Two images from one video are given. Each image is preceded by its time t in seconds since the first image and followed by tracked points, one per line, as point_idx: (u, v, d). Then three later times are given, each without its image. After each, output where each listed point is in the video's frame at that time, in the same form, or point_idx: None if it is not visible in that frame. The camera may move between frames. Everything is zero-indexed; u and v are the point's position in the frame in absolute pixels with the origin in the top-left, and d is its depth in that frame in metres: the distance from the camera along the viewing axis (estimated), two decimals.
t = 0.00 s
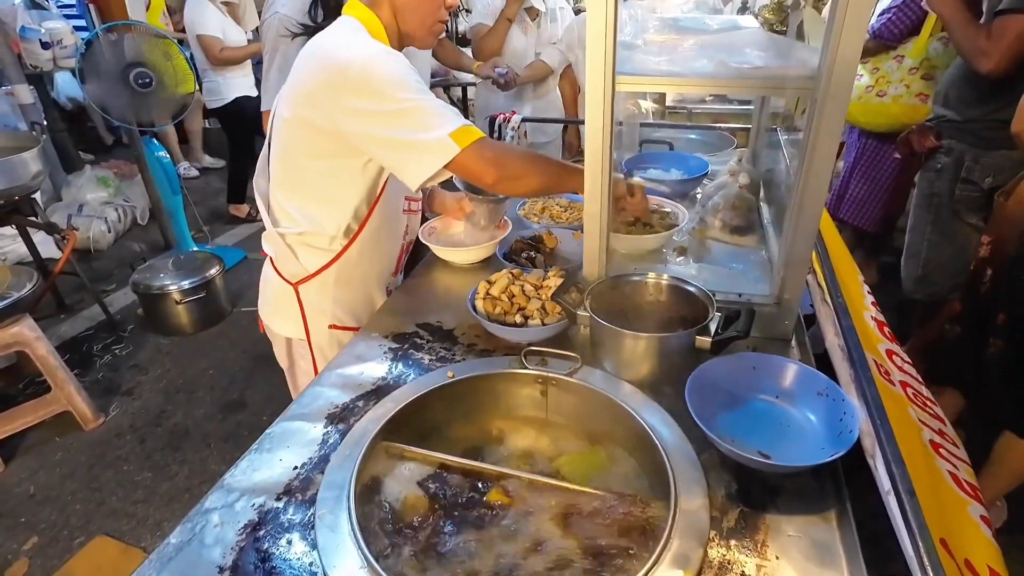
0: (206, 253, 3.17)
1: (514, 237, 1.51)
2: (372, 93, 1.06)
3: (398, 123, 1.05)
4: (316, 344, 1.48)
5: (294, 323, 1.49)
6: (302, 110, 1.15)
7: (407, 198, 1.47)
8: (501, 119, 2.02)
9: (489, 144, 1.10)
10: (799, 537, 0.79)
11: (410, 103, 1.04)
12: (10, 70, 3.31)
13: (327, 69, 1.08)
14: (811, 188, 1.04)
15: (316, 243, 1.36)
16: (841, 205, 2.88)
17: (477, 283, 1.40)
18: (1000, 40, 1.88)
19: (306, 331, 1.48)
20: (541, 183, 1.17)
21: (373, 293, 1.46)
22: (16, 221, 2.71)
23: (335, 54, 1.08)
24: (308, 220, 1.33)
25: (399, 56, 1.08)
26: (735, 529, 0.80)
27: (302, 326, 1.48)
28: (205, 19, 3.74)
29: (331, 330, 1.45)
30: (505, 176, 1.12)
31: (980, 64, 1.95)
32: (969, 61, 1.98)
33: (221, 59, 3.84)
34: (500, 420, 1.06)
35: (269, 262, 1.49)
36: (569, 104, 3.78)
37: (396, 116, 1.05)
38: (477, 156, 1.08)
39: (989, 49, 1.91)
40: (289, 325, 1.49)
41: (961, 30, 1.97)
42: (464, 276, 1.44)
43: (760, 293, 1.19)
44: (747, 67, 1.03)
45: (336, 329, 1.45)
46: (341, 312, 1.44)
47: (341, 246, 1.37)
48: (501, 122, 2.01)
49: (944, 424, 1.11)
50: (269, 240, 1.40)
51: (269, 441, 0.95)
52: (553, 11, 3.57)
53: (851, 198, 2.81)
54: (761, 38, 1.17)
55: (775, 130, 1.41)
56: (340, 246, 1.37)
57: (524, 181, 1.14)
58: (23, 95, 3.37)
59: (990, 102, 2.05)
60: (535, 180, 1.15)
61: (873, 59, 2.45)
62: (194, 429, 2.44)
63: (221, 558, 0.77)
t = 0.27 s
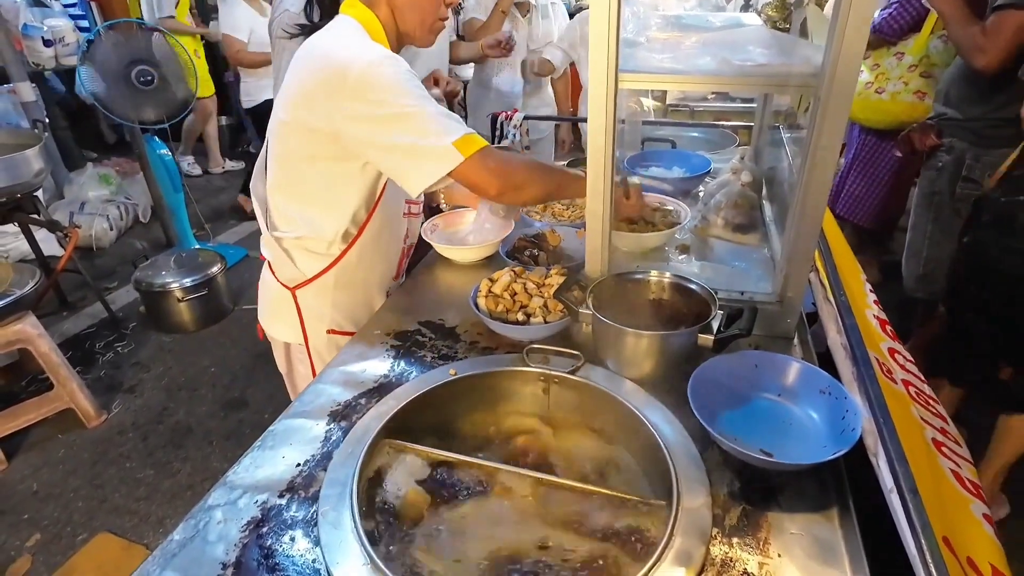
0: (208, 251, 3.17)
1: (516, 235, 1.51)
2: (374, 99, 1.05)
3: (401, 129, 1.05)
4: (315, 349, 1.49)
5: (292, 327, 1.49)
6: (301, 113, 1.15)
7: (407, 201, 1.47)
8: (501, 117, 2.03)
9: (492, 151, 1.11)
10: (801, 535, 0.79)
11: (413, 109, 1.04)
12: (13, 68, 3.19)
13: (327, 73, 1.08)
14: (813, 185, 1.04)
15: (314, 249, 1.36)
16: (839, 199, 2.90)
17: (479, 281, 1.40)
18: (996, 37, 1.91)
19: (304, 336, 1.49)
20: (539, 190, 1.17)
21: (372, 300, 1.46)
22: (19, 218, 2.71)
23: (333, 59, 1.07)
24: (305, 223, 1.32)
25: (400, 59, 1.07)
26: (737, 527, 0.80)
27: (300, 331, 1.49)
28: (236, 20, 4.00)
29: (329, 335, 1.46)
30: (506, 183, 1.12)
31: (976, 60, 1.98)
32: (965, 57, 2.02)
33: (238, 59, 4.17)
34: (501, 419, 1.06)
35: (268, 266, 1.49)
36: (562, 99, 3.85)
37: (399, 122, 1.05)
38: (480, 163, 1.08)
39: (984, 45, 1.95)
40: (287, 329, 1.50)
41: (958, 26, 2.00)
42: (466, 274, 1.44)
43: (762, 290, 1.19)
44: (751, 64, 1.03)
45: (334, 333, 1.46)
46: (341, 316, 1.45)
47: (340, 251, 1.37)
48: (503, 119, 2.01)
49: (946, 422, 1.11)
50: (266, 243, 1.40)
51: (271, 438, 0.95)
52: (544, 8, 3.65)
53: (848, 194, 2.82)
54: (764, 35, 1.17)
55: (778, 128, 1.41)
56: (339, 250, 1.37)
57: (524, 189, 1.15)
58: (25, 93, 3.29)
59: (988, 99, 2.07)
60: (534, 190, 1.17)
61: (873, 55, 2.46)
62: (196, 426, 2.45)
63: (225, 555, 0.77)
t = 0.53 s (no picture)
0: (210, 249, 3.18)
1: (518, 232, 1.51)
2: (368, 101, 1.05)
3: (396, 131, 1.05)
4: (314, 348, 1.50)
5: (293, 325, 1.50)
6: (297, 115, 1.15)
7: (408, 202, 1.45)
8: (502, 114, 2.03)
9: (490, 151, 1.09)
10: (803, 533, 0.79)
11: (407, 111, 1.04)
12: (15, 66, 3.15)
13: (323, 75, 1.08)
14: (816, 184, 1.04)
15: (314, 246, 1.36)
16: (839, 195, 2.88)
17: (481, 279, 1.40)
18: (989, 33, 1.89)
19: (303, 334, 1.49)
20: (542, 185, 1.16)
21: (373, 299, 1.46)
22: (21, 216, 2.71)
23: (328, 61, 1.07)
24: (304, 223, 1.32)
25: (395, 62, 1.07)
26: (739, 525, 0.80)
27: (300, 329, 1.49)
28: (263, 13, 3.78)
29: (329, 334, 1.46)
30: (505, 181, 1.11)
31: (970, 56, 1.97)
32: (961, 53, 2.01)
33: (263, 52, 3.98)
34: (502, 417, 1.06)
35: (270, 264, 1.50)
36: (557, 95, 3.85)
37: (393, 124, 1.05)
38: (476, 163, 1.07)
39: (977, 41, 1.94)
40: (287, 327, 1.50)
41: (956, 22, 2.01)
42: (468, 272, 1.44)
43: (763, 288, 1.19)
44: (753, 62, 1.02)
45: (332, 333, 1.46)
46: (340, 316, 1.44)
47: (338, 251, 1.37)
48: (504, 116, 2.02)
49: (948, 421, 1.11)
50: (267, 242, 1.40)
51: (274, 436, 0.95)
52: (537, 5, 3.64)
53: (847, 191, 2.82)
54: (766, 33, 1.16)
55: (780, 126, 1.41)
56: (337, 250, 1.36)
57: (526, 185, 1.14)
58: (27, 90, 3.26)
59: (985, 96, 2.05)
60: (540, 183, 1.15)
61: (874, 52, 2.46)
62: (198, 424, 2.45)
63: (228, 552, 0.78)
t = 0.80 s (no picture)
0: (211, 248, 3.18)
1: (519, 231, 1.51)
2: (359, 95, 1.05)
3: (383, 126, 1.05)
4: (317, 345, 1.50)
5: (296, 321, 1.50)
6: (293, 110, 1.15)
7: (409, 200, 1.45)
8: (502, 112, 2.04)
9: (462, 146, 1.08)
10: (803, 532, 0.79)
11: (394, 105, 1.03)
12: (16, 64, 3.12)
13: (318, 69, 1.08)
14: (817, 182, 1.04)
15: (316, 243, 1.36)
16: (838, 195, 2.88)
17: (481, 278, 1.40)
18: (989, 33, 1.90)
19: (306, 331, 1.49)
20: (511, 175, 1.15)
21: (375, 297, 1.46)
22: (22, 215, 2.72)
23: (323, 54, 1.08)
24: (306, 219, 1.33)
25: (390, 58, 1.07)
26: (739, 524, 0.80)
27: (303, 325, 1.49)
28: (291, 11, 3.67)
29: (330, 331, 1.46)
30: (479, 177, 1.09)
31: (970, 55, 1.97)
32: (962, 52, 2.01)
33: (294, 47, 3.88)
34: (504, 416, 1.06)
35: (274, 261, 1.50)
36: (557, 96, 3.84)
37: (376, 117, 1.04)
38: (449, 160, 1.05)
39: (977, 40, 1.94)
40: (291, 323, 1.50)
41: (959, 21, 2.01)
42: (469, 271, 1.44)
43: (764, 288, 1.19)
44: (754, 61, 1.02)
45: (335, 329, 1.45)
46: (342, 313, 1.44)
47: (341, 247, 1.37)
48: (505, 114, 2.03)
49: (948, 420, 1.11)
50: (270, 239, 1.40)
51: (275, 434, 0.95)
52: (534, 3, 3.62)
53: (846, 189, 2.81)
54: (768, 32, 1.16)
55: (781, 125, 1.41)
56: (340, 247, 1.37)
57: (498, 178, 1.13)
58: (28, 89, 3.24)
59: (984, 96, 2.04)
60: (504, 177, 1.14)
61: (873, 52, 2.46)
62: (198, 422, 2.45)
63: (229, 550, 0.78)
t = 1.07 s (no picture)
0: (212, 247, 3.18)
1: (521, 231, 1.52)
2: (375, 99, 1.06)
3: (400, 129, 1.06)
4: (319, 343, 1.50)
5: (298, 319, 1.50)
6: (305, 110, 1.15)
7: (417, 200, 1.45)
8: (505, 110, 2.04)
9: (490, 156, 1.11)
10: (803, 531, 0.79)
11: (412, 110, 1.04)
12: (18, 65, 3.11)
13: (332, 71, 1.08)
14: (818, 182, 1.04)
15: (319, 243, 1.36)
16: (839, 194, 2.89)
17: (482, 277, 1.41)
18: (992, 33, 1.90)
19: (308, 329, 1.49)
20: (537, 193, 1.19)
21: (376, 297, 1.46)
22: (24, 214, 2.72)
23: (341, 57, 1.08)
24: (313, 218, 1.33)
25: (404, 61, 1.08)
26: (739, 523, 0.81)
27: (305, 324, 1.50)
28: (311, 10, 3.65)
29: (332, 330, 1.47)
30: (502, 187, 1.13)
31: (974, 55, 1.96)
32: (966, 51, 2.00)
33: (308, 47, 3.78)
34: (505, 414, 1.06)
35: (276, 258, 1.50)
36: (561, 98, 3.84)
37: (398, 124, 1.05)
38: (476, 168, 1.09)
39: (982, 40, 1.93)
40: (293, 321, 1.51)
41: (964, 20, 2.00)
42: (470, 270, 1.44)
43: (764, 287, 1.20)
44: (755, 60, 1.03)
45: (337, 328, 1.46)
46: (344, 311, 1.45)
47: (344, 247, 1.37)
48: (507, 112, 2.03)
49: (948, 419, 1.11)
50: (275, 237, 1.41)
51: (277, 433, 0.96)
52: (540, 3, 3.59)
53: (846, 189, 2.81)
54: (769, 31, 1.16)
55: (782, 124, 1.41)
56: (343, 246, 1.37)
57: (523, 193, 1.17)
58: (29, 88, 3.25)
59: (988, 97, 2.04)
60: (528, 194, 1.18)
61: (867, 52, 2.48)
62: (200, 421, 2.46)
63: (230, 548, 0.78)
